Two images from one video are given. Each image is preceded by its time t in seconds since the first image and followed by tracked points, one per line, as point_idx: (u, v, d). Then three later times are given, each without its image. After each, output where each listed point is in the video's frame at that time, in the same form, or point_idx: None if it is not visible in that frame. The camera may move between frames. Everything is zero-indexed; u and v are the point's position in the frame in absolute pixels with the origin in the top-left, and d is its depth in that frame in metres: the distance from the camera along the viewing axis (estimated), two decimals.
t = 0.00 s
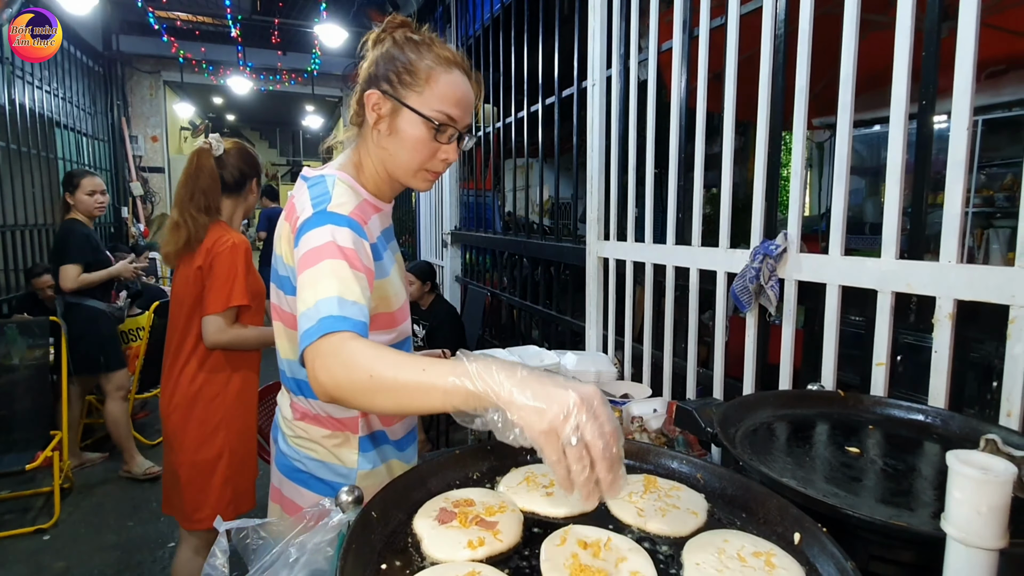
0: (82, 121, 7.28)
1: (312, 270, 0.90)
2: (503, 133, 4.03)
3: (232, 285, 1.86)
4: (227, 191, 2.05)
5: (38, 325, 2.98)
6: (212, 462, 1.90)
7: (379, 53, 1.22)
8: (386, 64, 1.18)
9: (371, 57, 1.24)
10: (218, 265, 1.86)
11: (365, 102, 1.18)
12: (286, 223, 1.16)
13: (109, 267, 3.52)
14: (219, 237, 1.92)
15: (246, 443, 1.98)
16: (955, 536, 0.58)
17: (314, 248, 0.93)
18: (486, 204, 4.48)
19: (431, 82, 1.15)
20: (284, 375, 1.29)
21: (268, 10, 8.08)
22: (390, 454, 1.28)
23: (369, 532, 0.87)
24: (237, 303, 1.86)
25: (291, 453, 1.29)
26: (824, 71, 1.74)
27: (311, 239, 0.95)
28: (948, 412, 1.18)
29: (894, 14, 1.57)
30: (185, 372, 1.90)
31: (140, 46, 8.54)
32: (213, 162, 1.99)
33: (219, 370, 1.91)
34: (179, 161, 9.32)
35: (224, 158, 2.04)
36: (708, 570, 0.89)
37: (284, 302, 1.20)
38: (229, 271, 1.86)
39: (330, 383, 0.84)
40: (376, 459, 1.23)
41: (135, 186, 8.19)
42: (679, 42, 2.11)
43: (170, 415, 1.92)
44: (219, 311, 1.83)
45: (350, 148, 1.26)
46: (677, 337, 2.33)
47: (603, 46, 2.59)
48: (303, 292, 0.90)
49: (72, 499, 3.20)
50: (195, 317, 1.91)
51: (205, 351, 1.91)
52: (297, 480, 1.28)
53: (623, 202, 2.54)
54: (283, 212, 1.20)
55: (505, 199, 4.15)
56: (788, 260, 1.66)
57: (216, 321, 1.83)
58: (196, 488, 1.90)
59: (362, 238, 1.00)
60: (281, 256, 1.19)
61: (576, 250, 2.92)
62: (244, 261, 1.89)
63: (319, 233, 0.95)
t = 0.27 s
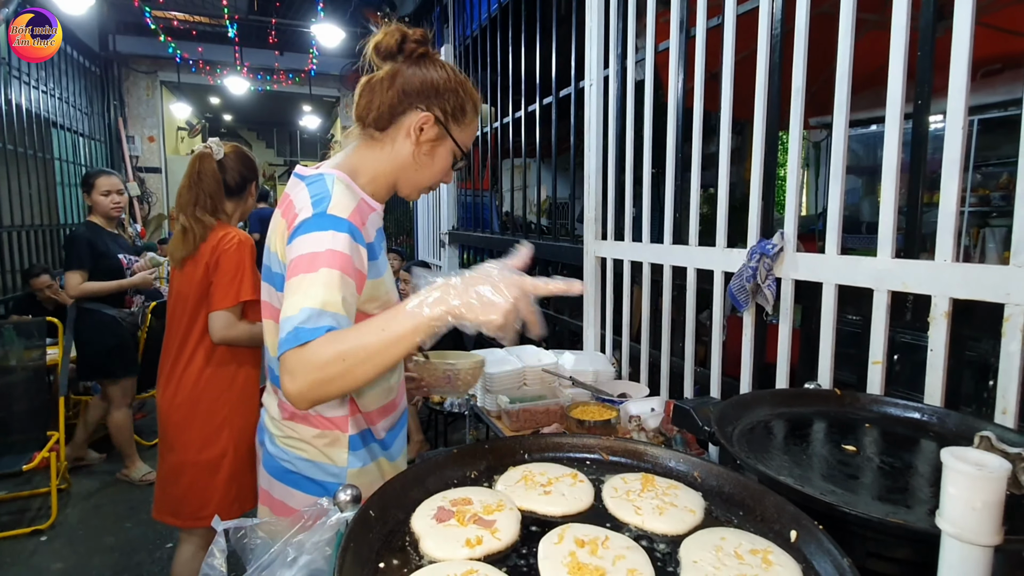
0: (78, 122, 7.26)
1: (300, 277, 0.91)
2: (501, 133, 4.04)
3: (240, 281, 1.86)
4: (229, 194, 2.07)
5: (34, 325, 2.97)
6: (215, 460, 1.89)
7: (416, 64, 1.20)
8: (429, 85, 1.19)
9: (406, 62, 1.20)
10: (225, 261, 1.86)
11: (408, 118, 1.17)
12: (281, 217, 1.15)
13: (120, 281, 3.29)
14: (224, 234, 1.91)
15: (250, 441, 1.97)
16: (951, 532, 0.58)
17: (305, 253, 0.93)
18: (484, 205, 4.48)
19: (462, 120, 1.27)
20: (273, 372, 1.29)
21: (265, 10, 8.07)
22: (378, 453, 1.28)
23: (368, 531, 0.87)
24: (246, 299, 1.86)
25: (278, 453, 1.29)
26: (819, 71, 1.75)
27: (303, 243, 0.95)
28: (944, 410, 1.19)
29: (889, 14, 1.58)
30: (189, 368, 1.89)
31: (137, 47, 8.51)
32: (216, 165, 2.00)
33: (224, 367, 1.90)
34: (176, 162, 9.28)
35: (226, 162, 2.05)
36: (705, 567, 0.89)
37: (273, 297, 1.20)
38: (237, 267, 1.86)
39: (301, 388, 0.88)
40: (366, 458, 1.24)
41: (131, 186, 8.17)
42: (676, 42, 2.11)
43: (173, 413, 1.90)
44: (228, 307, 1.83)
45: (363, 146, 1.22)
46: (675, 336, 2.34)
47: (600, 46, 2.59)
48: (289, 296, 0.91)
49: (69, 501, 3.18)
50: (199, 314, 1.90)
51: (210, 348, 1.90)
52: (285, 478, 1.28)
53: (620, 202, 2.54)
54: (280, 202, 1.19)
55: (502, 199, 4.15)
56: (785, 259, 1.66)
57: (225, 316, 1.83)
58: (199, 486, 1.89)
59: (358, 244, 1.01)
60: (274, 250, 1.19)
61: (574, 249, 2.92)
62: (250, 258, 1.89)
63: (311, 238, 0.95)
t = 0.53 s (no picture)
0: (75, 122, 7.24)
1: (313, 278, 0.98)
2: (499, 133, 4.03)
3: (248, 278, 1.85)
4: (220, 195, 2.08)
5: (31, 326, 2.96)
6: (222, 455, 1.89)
7: (420, 92, 1.23)
8: (432, 112, 1.22)
9: (409, 88, 1.22)
10: (231, 258, 1.83)
11: (412, 141, 1.19)
12: (291, 211, 1.15)
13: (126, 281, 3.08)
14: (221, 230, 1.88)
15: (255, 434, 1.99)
16: (949, 531, 0.58)
17: (319, 255, 1.00)
18: (482, 205, 4.48)
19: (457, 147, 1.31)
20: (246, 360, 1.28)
21: (262, 10, 8.05)
22: (356, 446, 1.31)
23: (367, 531, 0.87)
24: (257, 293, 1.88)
25: (247, 453, 1.27)
26: (817, 71, 1.75)
27: (317, 244, 1.01)
28: (941, 410, 1.19)
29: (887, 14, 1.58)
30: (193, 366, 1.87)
31: (134, 46, 8.48)
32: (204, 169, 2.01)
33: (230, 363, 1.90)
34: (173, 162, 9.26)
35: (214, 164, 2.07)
36: (704, 567, 0.89)
37: (267, 284, 1.19)
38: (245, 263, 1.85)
39: (317, 377, 0.98)
40: (345, 449, 1.27)
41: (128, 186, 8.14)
42: (674, 42, 2.11)
43: (175, 411, 1.88)
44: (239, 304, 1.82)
45: (365, 164, 1.21)
46: (673, 336, 2.34)
47: (598, 46, 2.60)
48: (303, 293, 0.98)
49: (67, 501, 3.18)
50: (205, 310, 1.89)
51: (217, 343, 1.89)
52: (257, 476, 1.27)
53: (618, 202, 2.54)
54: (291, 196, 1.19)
55: (501, 199, 4.15)
56: (783, 259, 1.66)
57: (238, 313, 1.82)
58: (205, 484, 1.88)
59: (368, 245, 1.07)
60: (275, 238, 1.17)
61: (572, 249, 2.92)
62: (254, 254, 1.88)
63: (326, 240, 1.01)
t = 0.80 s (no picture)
0: (71, 121, 7.23)
1: (372, 344, 1.01)
2: (496, 133, 4.04)
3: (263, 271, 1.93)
4: (205, 198, 2.01)
5: (26, 326, 2.96)
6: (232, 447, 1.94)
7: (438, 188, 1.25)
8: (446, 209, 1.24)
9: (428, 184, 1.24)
10: (245, 254, 1.89)
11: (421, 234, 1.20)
12: (330, 260, 1.07)
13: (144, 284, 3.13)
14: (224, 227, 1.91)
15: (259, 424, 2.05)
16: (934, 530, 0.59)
17: (377, 321, 1.02)
18: (479, 205, 4.49)
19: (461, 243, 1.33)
20: (201, 373, 1.14)
21: (259, 10, 8.05)
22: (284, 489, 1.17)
23: (363, 531, 0.88)
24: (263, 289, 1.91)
25: (174, 479, 1.15)
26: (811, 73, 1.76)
27: (376, 310, 1.02)
28: (931, 410, 1.21)
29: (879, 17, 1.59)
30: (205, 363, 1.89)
31: (131, 46, 8.47)
32: (185, 170, 1.96)
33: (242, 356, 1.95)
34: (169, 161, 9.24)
35: (195, 165, 1.99)
36: (695, 565, 0.90)
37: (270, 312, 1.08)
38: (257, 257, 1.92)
39: (370, 432, 1.03)
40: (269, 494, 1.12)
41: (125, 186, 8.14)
42: (668, 44, 2.13)
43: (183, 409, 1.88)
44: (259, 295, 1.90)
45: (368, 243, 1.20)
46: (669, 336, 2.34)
47: (594, 48, 2.61)
48: (361, 357, 1.01)
49: (63, 501, 3.17)
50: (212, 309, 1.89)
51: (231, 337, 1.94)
52: (183, 507, 1.14)
53: (614, 202, 2.56)
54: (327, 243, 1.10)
55: (497, 199, 4.16)
56: (776, 260, 1.68)
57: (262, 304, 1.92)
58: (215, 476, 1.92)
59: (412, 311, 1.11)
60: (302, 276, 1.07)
61: (568, 250, 2.93)
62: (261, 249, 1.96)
63: (387, 308, 1.03)
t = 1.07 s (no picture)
0: (69, 122, 7.22)
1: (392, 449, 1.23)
2: (494, 133, 4.05)
3: (255, 270, 1.91)
4: (197, 200, 1.96)
5: (25, 326, 2.97)
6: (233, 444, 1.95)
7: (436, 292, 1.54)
8: (442, 310, 1.52)
9: (429, 290, 1.54)
10: (236, 255, 1.88)
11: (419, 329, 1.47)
12: (373, 364, 1.27)
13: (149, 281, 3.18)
14: (214, 228, 1.89)
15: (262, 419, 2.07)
16: (927, 520, 0.60)
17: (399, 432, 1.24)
18: (478, 205, 4.50)
19: (450, 340, 1.59)
20: (204, 425, 1.19)
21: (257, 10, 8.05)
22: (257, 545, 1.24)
23: (366, 526, 0.89)
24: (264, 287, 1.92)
25: (150, 529, 1.15)
26: (807, 73, 1.78)
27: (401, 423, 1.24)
28: (927, 406, 1.22)
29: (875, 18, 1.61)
30: (202, 364, 1.90)
31: (128, 46, 8.45)
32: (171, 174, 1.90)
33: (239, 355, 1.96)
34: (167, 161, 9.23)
35: (184, 167, 1.94)
36: (694, 559, 0.91)
37: (301, 382, 1.21)
38: (248, 257, 1.90)
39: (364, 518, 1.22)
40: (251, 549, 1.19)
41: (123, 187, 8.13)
42: (666, 44, 2.14)
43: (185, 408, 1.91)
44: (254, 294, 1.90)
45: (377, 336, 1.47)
46: (667, 335, 2.36)
47: (593, 48, 2.62)
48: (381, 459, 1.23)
49: (63, 502, 3.18)
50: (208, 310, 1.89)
51: (230, 337, 1.94)
52: (156, 557, 1.14)
53: (613, 202, 2.57)
54: (373, 345, 1.29)
55: (496, 199, 4.17)
56: (774, 259, 1.69)
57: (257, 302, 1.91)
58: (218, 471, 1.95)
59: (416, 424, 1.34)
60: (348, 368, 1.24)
61: (567, 249, 2.95)
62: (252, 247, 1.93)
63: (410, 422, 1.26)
